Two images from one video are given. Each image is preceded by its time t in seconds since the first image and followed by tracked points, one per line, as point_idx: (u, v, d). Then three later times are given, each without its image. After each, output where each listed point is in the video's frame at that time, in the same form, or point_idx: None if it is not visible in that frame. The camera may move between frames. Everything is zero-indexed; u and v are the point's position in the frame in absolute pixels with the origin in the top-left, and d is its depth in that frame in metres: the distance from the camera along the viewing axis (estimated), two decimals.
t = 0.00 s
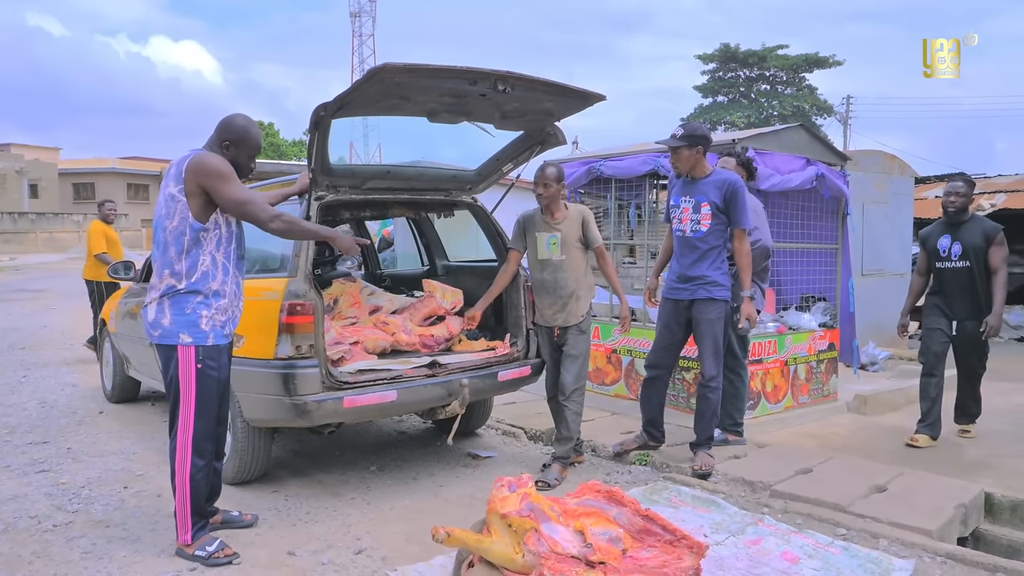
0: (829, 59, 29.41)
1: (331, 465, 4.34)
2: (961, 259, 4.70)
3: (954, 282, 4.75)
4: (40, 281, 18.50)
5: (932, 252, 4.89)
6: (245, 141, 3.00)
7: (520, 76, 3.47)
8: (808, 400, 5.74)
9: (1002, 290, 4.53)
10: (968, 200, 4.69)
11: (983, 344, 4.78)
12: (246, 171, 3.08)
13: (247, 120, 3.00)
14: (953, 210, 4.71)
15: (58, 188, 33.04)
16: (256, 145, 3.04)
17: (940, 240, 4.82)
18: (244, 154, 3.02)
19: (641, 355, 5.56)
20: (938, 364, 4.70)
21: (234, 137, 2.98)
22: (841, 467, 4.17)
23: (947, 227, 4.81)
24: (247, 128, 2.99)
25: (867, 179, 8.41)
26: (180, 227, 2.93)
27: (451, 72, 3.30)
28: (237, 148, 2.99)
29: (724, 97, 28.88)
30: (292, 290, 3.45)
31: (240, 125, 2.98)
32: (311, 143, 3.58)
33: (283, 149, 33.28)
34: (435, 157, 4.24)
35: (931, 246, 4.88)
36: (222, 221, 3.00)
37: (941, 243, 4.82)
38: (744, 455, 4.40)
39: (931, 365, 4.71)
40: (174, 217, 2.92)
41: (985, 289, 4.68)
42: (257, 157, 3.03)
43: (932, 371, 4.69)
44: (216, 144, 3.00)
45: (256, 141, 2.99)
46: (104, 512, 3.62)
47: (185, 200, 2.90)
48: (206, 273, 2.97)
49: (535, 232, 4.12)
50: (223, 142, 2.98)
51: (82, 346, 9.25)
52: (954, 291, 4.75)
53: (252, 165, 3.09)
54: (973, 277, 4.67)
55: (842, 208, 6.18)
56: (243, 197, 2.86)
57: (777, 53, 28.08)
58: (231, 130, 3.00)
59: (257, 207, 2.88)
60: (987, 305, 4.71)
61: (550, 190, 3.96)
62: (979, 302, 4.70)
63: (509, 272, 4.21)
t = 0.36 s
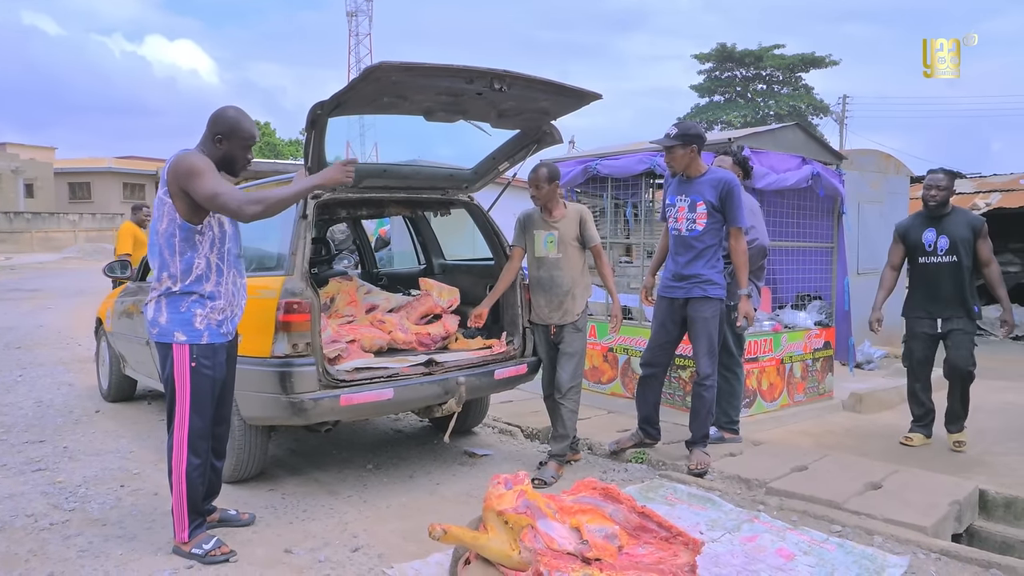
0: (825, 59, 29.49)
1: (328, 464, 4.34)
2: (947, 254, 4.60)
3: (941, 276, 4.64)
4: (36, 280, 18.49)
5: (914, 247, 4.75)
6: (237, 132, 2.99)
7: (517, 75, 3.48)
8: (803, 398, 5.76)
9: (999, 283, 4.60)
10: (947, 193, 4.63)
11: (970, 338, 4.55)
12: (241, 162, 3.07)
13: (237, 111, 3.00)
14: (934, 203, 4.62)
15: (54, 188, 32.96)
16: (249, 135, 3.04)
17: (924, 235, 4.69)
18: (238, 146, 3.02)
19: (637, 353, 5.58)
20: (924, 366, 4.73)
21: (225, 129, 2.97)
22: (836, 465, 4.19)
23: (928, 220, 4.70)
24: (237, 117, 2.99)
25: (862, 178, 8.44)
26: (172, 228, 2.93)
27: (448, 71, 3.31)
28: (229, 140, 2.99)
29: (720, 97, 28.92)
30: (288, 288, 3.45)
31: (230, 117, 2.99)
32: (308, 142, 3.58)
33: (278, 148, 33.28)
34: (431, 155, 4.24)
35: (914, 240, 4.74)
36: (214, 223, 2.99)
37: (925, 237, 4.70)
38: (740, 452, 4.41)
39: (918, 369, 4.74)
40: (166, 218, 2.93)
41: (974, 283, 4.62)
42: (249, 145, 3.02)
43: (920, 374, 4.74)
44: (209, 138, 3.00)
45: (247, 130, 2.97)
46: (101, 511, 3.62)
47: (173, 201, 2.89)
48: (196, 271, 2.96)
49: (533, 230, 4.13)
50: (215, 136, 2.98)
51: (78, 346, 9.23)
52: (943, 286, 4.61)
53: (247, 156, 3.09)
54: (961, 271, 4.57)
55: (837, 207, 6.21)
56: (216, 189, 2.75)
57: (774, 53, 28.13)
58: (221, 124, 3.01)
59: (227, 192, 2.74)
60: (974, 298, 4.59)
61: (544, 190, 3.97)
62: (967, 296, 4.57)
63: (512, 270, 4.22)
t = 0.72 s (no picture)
0: (821, 59, 29.55)
1: (323, 463, 4.35)
2: (943, 266, 4.24)
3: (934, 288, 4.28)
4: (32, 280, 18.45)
5: (911, 252, 4.38)
6: (237, 129, 3.01)
7: (511, 75, 3.49)
8: (798, 397, 5.78)
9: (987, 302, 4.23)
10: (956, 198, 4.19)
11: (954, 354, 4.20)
12: (240, 161, 3.07)
13: (240, 112, 3.02)
14: (940, 209, 4.21)
15: (49, 188, 32.88)
16: (248, 132, 3.05)
17: (923, 241, 4.32)
18: (238, 144, 3.04)
19: (632, 353, 5.60)
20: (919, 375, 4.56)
21: (226, 127, 2.99)
22: (830, 463, 4.21)
23: (930, 226, 4.32)
24: (236, 117, 3.01)
25: (857, 178, 8.47)
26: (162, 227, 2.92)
27: (442, 70, 3.31)
28: (230, 138, 3.00)
29: (717, 97, 28.96)
30: (283, 288, 3.46)
31: (229, 115, 3.00)
32: (303, 141, 3.59)
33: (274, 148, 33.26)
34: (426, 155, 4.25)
35: (912, 245, 4.37)
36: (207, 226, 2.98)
37: (923, 244, 4.32)
38: (734, 451, 4.43)
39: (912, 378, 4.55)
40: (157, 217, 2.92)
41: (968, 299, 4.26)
42: (249, 146, 3.03)
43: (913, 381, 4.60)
44: (210, 137, 3.01)
45: (246, 128, 2.99)
46: (95, 510, 3.62)
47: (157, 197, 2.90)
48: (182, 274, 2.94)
49: (531, 229, 4.15)
50: (216, 134, 2.99)
51: (74, 346, 9.21)
52: (936, 299, 4.26)
53: (247, 155, 3.10)
54: (956, 286, 4.21)
55: (831, 207, 6.25)
56: (149, 217, 2.77)
57: (770, 53, 28.20)
58: (221, 123, 3.02)
59: (151, 236, 2.77)
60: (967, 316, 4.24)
61: (540, 190, 3.98)
62: (959, 313, 4.22)
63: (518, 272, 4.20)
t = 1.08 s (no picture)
0: (817, 59, 29.60)
1: (318, 461, 4.34)
2: (937, 255, 4.15)
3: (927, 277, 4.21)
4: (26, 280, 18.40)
5: (906, 239, 4.30)
6: (225, 124, 3.01)
7: (505, 73, 3.49)
8: (793, 395, 5.79)
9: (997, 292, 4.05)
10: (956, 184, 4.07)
11: (953, 353, 4.16)
12: (230, 156, 3.07)
13: (228, 107, 3.02)
14: (938, 193, 4.09)
15: (45, 188, 32.80)
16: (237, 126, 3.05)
17: (918, 227, 4.22)
18: (227, 138, 3.03)
19: (627, 352, 5.60)
20: (893, 366, 4.32)
21: (214, 122, 2.99)
22: (824, 461, 4.22)
23: (927, 212, 4.20)
24: (225, 111, 3.00)
25: (852, 177, 8.49)
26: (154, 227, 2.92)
27: (436, 68, 3.31)
28: (217, 133, 2.99)
29: (713, 97, 29.00)
30: (277, 286, 3.45)
31: (217, 110, 3.00)
32: (297, 139, 3.59)
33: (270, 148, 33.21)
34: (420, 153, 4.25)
35: (906, 231, 4.28)
36: (197, 224, 2.97)
37: (917, 231, 4.23)
38: (729, 449, 4.44)
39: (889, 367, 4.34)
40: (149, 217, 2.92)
41: (966, 289, 4.16)
42: (238, 139, 3.03)
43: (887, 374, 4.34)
44: (198, 132, 3.01)
45: (234, 122, 2.99)
46: (89, 509, 3.61)
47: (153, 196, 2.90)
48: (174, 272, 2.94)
49: (526, 227, 4.15)
50: (204, 129, 2.99)
51: (68, 346, 9.18)
52: (931, 289, 4.19)
53: (237, 149, 3.09)
54: (951, 277, 4.13)
55: (825, 205, 6.28)
56: (149, 216, 2.77)
57: (765, 53, 28.26)
58: (209, 118, 3.02)
59: (152, 235, 2.77)
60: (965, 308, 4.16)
61: (535, 187, 3.98)
62: (954, 305, 4.14)
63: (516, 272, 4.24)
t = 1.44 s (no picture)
0: (812, 59, 29.67)
1: (312, 461, 4.35)
2: (913, 258, 4.03)
3: (907, 283, 4.09)
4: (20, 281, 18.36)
5: (879, 246, 4.19)
6: (218, 122, 3.01)
7: (499, 73, 3.50)
8: (787, 395, 5.81)
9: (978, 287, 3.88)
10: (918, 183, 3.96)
11: (937, 358, 4.06)
12: (223, 154, 3.07)
13: (220, 105, 3.02)
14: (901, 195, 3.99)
15: (40, 188, 32.71)
16: (230, 125, 3.05)
17: (890, 233, 4.12)
18: (220, 136, 3.03)
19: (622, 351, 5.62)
20: (878, 360, 4.01)
21: (208, 120, 2.99)
22: (817, 460, 4.24)
23: (895, 215, 4.10)
24: (217, 110, 3.01)
25: (846, 177, 8.50)
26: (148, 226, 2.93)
27: (431, 68, 3.32)
28: (210, 131, 2.99)
29: (709, 97, 29.05)
30: (271, 286, 3.46)
31: (210, 108, 3.00)
32: (291, 139, 3.59)
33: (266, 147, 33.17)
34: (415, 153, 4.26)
35: (879, 238, 4.17)
36: (191, 223, 2.97)
37: (890, 236, 4.13)
38: (723, 448, 4.45)
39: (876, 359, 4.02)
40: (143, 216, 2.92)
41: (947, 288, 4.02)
42: (231, 137, 3.03)
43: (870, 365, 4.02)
44: (191, 131, 3.01)
45: (227, 120, 2.99)
46: (83, 509, 3.61)
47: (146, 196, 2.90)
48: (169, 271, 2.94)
49: (520, 227, 4.16)
50: (197, 127, 2.99)
51: (63, 346, 9.17)
52: (911, 295, 4.08)
53: (230, 147, 3.10)
54: (930, 278, 4.00)
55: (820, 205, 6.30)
56: (143, 216, 2.77)
57: (761, 54, 28.33)
58: (202, 116, 3.02)
59: (144, 235, 2.77)
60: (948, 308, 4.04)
61: (528, 188, 3.99)
62: (936, 307, 4.01)
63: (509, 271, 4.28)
